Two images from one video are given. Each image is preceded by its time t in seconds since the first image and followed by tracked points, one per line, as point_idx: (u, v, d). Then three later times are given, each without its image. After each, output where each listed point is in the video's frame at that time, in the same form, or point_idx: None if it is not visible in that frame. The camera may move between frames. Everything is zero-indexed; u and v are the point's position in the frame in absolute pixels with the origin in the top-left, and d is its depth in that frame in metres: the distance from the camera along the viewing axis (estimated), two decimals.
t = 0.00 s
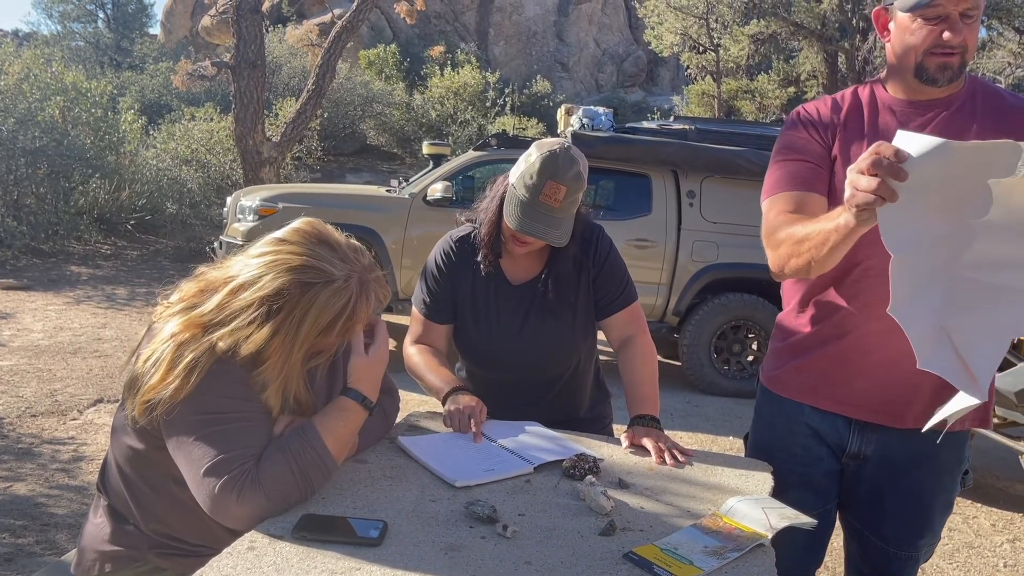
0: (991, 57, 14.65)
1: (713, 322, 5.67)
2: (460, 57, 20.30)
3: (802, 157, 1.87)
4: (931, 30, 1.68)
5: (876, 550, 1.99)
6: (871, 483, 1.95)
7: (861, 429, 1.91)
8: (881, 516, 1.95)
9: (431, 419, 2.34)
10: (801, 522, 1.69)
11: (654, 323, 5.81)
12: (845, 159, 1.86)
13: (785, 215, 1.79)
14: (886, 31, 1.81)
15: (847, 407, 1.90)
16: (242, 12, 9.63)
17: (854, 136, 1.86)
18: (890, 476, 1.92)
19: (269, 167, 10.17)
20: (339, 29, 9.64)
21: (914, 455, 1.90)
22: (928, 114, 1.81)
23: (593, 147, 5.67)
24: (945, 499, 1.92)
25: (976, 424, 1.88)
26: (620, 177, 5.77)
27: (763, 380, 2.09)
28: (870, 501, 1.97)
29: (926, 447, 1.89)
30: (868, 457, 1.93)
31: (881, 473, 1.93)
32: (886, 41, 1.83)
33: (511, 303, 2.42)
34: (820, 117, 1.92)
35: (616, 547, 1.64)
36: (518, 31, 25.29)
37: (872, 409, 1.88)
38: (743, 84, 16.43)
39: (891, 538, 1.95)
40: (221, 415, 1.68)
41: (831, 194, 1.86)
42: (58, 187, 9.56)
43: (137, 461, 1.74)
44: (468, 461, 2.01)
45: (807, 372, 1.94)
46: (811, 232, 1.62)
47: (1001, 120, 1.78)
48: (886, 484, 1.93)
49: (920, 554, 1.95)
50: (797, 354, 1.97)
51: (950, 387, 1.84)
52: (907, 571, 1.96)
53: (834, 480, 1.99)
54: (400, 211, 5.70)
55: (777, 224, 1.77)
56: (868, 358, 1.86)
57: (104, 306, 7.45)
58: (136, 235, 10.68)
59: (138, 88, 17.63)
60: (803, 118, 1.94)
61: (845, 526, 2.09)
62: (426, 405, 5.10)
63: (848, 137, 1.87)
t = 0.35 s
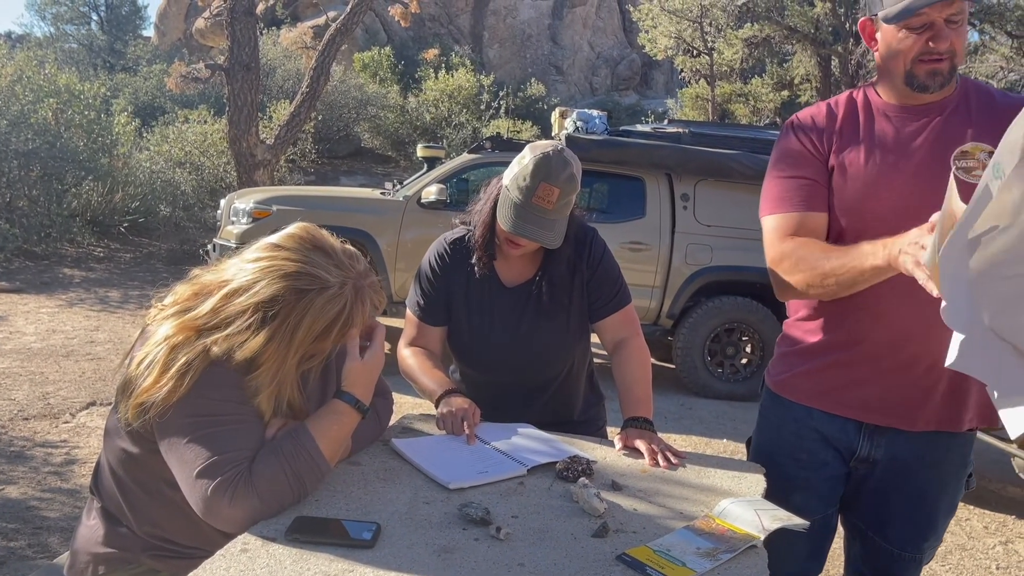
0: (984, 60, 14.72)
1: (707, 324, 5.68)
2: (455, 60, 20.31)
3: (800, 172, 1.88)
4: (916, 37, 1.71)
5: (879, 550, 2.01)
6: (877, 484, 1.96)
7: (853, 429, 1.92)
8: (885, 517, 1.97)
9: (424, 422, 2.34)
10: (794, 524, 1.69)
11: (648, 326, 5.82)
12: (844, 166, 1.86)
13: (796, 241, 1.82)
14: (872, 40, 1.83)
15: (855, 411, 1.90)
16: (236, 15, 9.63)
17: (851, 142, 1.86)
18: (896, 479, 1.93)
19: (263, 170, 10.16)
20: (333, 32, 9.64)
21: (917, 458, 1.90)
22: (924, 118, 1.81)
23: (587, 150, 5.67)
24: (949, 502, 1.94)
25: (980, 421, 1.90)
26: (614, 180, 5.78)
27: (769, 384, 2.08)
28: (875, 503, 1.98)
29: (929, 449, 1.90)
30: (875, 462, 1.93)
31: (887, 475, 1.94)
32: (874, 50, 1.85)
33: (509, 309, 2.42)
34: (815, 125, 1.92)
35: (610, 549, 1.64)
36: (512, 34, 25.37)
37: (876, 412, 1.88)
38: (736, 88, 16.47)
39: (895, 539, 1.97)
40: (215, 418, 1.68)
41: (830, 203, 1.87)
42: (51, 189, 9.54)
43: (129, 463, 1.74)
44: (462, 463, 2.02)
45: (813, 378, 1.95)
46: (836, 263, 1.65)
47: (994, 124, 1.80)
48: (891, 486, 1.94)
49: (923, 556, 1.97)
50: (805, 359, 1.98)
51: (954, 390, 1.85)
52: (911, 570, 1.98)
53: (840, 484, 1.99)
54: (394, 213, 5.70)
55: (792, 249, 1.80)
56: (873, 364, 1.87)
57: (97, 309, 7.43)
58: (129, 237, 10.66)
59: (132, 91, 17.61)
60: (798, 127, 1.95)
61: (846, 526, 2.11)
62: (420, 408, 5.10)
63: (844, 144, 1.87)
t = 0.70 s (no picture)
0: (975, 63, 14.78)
1: (700, 327, 5.69)
2: (448, 63, 20.33)
3: (796, 198, 1.87)
4: (883, 56, 1.75)
5: (887, 552, 2.02)
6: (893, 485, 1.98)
7: (844, 430, 1.93)
8: (897, 518, 1.98)
9: (416, 425, 2.34)
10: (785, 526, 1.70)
11: (641, 328, 5.83)
12: (838, 184, 1.85)
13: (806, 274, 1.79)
14: (839, 62, 1.87)
15: (866, 416, 1.90)
16: (229, 18, 9.62)
17: (842, 158, 1.86)
18: (910, 480, 1.95)
19: (256, 172, 10.14)
20: (326, 35, 9.64)
21: (928, 457, 1.93)
22: (908, 125, 1.83)
23: (579, 153, 5.69)
24: (962, 501, 1.97)
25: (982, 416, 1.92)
26: (607, 183, 5.79)
27: (778, 394, 2.07)
28: (888, 503, 1.99)
29: (947, 450, 1.92)
30: (897, 468, 1.93)
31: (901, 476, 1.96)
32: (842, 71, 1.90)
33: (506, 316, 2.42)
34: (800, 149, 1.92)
35: (600, 550, 1.65)
36: (505, 37, 25.40)
37: (878, 415, 1.89)
38: (729, 91, 16.50)
39: (905, 540, 1.98)
40: (207, 420, 1.67)
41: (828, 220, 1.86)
42: (42, 192, 9.51)
43: (120, 466, 1.74)
44: (452, 465, 2.02)
45: (820, 386, 1.95)
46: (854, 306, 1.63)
47: (976, 119, 1.82)
48: (904, 487, 1.96)
49: (933, 557, 1.99)
50: (817, 369, 1.97)
51: (958, 386, 1.88)
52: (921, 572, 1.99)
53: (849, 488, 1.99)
54: (387, 216, 5.70)
55: (802, 283, 1.76)
56: (874, 367, 1.89)
57: (89, 312, 7.40)
58: (121, 240, 10.63)
59: (124, 93, 17.57)
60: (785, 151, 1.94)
61: (854, 528, 2.11)
62: (413, 411, 5.09)
63: (834, 161, 1.87)
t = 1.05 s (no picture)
0: (967, 66, 14.83)
1: (694, 328, 5.70)
2: (442, 65, 20.33)
3: (784, 195, 1.86)
4: (874, 60, 1.76)
5: (880, 550, 2.02)
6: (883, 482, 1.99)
7: (836, 430, 1.93)
8: (889, 516, 1.99)
9: (409, 426, 2.34)
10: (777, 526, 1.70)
11: (635, 330, 5.84)
12: (832, 185, 1.86)
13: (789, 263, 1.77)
14: (831, 64, 1.87)
15: (859, 415, 1.91)
16: (222, 20, 9.60)
17: (834, 159, 1.87)
18: (904, 479, 1.96)
19: (250, 175, 10.13)
20: (320, 37, 9.63)
21: (921, 456, 1.93)
22: (899, 127, 1.84)
23: (573, 155, 5.69)
24: (953, 500, 1.98)
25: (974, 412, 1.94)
26: (601, 185, 5.80)
27: (771, 393, 2.07)
28: (880, 501, 2.00)
29: (941, 449, 1.93)
30: (888, 466, 1.95)
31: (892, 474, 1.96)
32: (834, 72, 1.90)
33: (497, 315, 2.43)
34: (793, 150, 1.92)
35: (593, 551, 1.65)
36: (499, 40, 25.44)
37: (874, 414, 1.90)
38: (723, 94, 16.54)
39: (897, 538, 1.99)
40: (198, 419, 1.67)
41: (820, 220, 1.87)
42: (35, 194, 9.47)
43: (112, 468, 1.73)
44: (445, 466, 2.02)
45: (814, 385, 1.95)
46: (813, 293, 1.58)
47: (966, 123, 1.83)
48: (899, 486, 1.97)
49: (925, 555, 1.99)
50: (810, 369, 1.97)
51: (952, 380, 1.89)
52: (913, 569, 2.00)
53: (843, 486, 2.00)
54: (381, 218, 5.70)
55: (781, 274, 1.74)
56: (869, 365, 1.88)
57: (82, 314, 7.38)
58: (114, 242, 10.60)
59: (117, 96, 17.53)
60: (777, 152, 1.94)
61: (846, 524, 2.12)
62: (407, 414, 5.09)
63: (828, 163, 1.87)
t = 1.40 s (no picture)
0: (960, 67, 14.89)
1: (689, 330, 5.71)
2: (437, 67, 20.34)
3: (775, 199, 1.85)
4: (859, 63, 1.78)
5: (875, 550, 2.02)
6: (880, 482, 2.00)
7: (830, 431, 1.94)
8: (885, 515, 1.99)
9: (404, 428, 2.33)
10: (770, 527, 1.71)
11: (630, 331, 5.84)
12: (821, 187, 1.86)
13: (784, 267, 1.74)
14: (815, 67, 1.88)
15: (853, 415, 1.91)
16: (217, 21, 9.58)
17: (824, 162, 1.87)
18: (900, 478, 1.97)
19: (245, 177, 10.12)
20: (315, 39, 9.63)
21: (915, 455, 1.95)
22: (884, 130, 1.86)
23: (568, 156, 5.69)
24: (946, 499, 1.99)
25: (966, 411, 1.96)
26: (596, 187, 5.81)
27: (766, 396, 2.08)
28: (876, 501, 2.01)
29: (935, 448, 1.95)
30: (885, 465, 1.95)
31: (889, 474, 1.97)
32: (817, 76, 1.91)
33: (492, 316, 2.43)
34: (780, 156, 1.92)
35: (585, 552, 1.65)
36: (494, 41, 25.47)
37: (868, 414, 1.90)
38: (718, 95, 16.54)
39: (894, 538, 1.99)
40: (191, 420, 1.67)
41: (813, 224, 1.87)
42: (29, 197, 9.45)
43: (107, 470, 1.73)
44: (438, 468, 2.02)
45: (809, 386, 1.95)
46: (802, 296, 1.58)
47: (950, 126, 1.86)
48: (896, 486, 1.98)
49: (921, 555, 2.00)
50: (805, 371, 1.97)
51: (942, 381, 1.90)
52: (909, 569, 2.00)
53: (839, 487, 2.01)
54: (376, 220, 5.70)
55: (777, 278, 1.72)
56: (863, 366, 1.89)
57: (76, 317, 7.36)
58: (108, 245, 10.57)
59: (111, 98, 17.50)
60: (764, 157, 1.94)
61: (841, 525, 2.12)
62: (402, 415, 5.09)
63: (815, 167, 1.88)
